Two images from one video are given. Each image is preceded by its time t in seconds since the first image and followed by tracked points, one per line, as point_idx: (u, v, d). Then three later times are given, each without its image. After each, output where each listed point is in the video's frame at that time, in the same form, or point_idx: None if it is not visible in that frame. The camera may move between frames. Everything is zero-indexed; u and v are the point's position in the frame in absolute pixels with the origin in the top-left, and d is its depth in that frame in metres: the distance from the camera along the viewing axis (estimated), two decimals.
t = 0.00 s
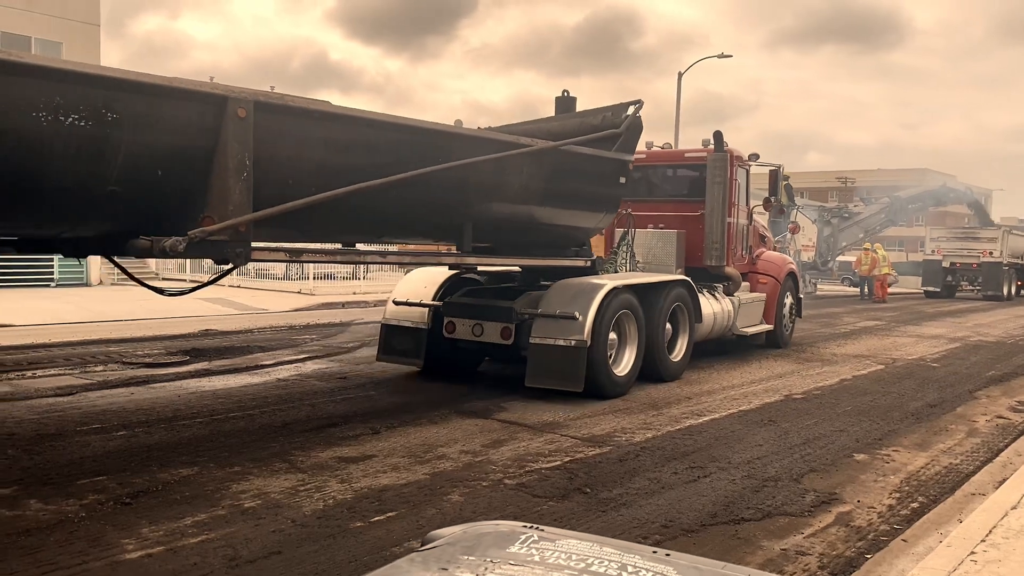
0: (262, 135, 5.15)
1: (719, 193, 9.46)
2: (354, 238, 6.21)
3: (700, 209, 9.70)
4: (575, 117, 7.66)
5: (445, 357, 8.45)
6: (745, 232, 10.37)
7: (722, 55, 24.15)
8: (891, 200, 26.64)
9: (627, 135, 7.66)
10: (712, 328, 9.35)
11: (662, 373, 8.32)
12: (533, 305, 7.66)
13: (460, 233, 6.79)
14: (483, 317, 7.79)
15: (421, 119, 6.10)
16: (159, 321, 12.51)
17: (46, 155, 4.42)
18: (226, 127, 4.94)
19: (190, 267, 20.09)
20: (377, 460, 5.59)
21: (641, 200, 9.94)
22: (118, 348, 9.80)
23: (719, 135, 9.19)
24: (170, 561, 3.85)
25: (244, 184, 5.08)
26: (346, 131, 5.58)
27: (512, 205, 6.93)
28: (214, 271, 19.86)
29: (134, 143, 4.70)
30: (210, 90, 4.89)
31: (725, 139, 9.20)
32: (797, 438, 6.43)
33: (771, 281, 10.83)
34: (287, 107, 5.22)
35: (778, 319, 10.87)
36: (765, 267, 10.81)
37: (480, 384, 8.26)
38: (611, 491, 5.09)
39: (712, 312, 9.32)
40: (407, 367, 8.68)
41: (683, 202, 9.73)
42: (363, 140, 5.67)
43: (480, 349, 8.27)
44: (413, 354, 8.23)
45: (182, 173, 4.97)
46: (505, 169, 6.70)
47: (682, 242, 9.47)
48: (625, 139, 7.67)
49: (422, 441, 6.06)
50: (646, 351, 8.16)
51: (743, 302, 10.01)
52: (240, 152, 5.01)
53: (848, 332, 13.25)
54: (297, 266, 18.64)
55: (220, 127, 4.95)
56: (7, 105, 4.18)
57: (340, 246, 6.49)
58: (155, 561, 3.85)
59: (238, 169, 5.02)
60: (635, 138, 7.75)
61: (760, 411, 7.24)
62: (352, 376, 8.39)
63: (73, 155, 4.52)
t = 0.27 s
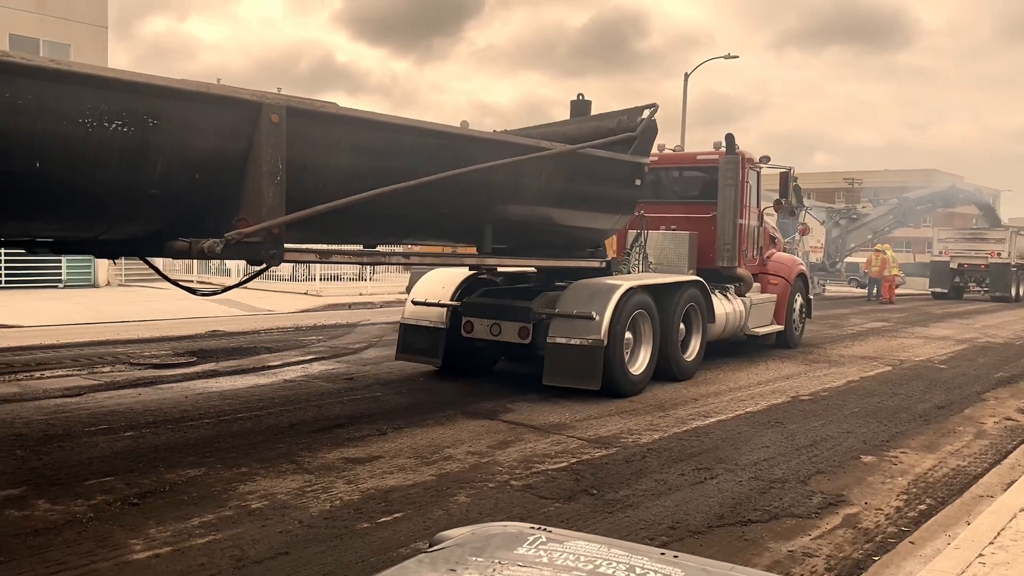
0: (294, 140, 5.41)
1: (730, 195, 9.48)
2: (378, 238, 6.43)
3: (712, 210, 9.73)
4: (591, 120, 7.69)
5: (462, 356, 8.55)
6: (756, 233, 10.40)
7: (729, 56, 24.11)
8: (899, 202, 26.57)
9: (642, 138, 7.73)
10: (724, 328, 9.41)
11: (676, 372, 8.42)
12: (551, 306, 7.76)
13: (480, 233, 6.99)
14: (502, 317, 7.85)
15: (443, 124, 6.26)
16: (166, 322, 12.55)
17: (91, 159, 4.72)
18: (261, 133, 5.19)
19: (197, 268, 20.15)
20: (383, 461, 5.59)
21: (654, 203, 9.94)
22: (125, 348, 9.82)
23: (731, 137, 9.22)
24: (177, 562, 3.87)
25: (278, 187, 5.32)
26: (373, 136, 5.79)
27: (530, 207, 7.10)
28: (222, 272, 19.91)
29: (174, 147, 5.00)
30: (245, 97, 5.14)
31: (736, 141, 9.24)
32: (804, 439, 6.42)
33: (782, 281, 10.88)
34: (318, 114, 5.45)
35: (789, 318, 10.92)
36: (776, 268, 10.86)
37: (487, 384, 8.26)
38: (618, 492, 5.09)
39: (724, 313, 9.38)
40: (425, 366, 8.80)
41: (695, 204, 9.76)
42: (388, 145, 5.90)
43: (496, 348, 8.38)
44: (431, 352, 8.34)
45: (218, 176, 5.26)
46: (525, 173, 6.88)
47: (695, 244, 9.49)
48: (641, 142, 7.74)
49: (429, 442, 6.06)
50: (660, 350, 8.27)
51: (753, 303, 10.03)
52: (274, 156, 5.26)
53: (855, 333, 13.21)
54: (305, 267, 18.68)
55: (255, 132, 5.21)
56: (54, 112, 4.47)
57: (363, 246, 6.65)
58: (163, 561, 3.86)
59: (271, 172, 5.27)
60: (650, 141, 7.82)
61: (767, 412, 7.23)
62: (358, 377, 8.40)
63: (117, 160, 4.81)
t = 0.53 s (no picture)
0: (325, 146, 5.48)
1: (741, 197, 9.53)
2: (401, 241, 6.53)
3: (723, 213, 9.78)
4: (605, 124, 7.70)
5: (480, 358, 8.69)
6: (768, 236, 10.44)
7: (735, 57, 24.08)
8: (906, 203, 26.50)
9: (655, 142, 7.77)
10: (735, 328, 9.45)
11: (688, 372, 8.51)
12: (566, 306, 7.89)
13: (499, 236, 7.02)
14: (518, 317, 7.99)
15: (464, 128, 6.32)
16: (172, 324, 12.57)
17: (130, 164, 4.80)
18: (293, 138, 5.27)
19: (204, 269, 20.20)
20: (388, 462, 5.60)
21: (664, 205, 9.95)
22: (132, 350, 9.84)
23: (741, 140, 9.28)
24: (184, 562, 3.88)
25: (309, 191, 5.41)
26: (398, 141, 5.86)
27: (549, 209, 7.14)
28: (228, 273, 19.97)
29: (209, 153, 5.06)
30: (278, 103, 5.22)
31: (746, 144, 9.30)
32: (810, 441, 6.40)
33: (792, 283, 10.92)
34: (346, 118, 5.53)
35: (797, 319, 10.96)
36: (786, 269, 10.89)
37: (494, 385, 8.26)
38: (624, 494, 5.08)
39: (736, 313, 9.41)
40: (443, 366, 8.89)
41: (706, 206, 9.78)
42: (414, 149, 5.97)
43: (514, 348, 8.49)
44: (449, 352, 8.44)
45: (251, 181, 5.33)
46: (544, 177, 6.93)
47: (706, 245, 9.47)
48: (654, 145, 7.78)
49: (434, 443, 6.06)
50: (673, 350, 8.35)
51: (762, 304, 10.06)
52: (305, 161, 5.33)
53: (861, 335, 13.18)
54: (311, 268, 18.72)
55: (286, 137, 5.28)
56: (96, 119, 4.55)
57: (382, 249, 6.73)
58: (170, 563, 3.87)
59: (303, 177, 5.35)
60: (663, 145, 7.85)
61: (773, 414, 7.21)
62: (364, 379, 8.40)
63: (154, 164, 4.89)
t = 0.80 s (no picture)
0: (353, 150, 5.55)
1: (752, 199, 9.55)
2: (419, 240, 6.53)
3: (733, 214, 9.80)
4: (619, 128, 7.74)
5: (499, 357, 8.84)
6: (778, 237, 10.46)
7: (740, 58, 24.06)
8: (913, 204, 26.44)
9: (670, 145, 7.78)
10: (747, 328, 9.47)
11: (699, 372, 8.60)
12: (581, 306, 8.01)
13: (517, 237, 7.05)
14: (534, 317, 8.15)
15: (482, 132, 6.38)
16: (177, 325, 12.60)
17: (166, 168, 4.86)
18: (323, 142, 5.33)
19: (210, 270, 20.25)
20: (394, 463, 5.60)
21: (675, 207, 9.94)
22: (137, 351, 9.86)
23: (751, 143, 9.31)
24: (191, 563, 3.89)
25: (338, 194, 5.46)
26: (422, 145, 5.93)
27: (566, 212, 7.18)
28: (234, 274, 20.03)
29: (243, 157, 5.12)
30: (308, 109, 5.29)
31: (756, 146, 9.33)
32: (816, 442, 6.40)
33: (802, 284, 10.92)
34: (373, 123, 5.61)
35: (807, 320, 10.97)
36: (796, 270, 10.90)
37: (499, 386, 8.27)
38: (630, 495, 5.08)
39: (747, 313, 9.43)
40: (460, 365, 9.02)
41: (717, 208, 9.78)
42: (438, 153, 6.04)
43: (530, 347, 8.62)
44: (466, 352, 8.57)
45: (283, 185, 5.38)
46: (562, 179, 6.98)
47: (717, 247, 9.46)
48: (668, 149, 7.79)
49: (440, 444, 6.06)
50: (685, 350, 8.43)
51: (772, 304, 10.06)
52: (335, 164, 5.40)
53: (867, 336, 13.15)
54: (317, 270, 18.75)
55: (316, 141, 5.35)
56: (133, 123, 4.61)
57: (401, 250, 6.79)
58: (176, 563, 3.88)
59: (332, 181, 5.41)
60: (677, 148, 7.85)
61: (779, 415, 7.20)
62: (370, 380, 8.41)
63: (189, 168, 4.94)
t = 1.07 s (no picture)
0: (379, 155, 5.60)
1: (762, 201, 9.52)
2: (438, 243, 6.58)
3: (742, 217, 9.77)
4: (631, 131, 7.72)
5: (514, 358, 8.86)
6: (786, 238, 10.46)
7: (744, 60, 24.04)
8: (918, 205, 26.40)
9: (682, 148, 7.78)
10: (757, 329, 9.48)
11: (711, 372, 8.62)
12: (595, 306, 8.06)
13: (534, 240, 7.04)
14: (548, 318, 8.19)
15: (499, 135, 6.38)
16: (182, 326, 12.63)
17: (202, 174, 4.91)
18: (352, 148, 5.39)
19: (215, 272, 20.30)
20: (398, 464, 5.61)
21: (685, 210, 9.96)
22: (143, 352, 9.88)
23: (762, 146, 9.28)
24: (196, 564, 3.90)
25: (365, 198, 5.50)
26: (445, 149, 5.96)
27: (582, 214, 7.21)
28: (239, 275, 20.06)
29: (275, 162, 5.17)
30: (337, 115, 5.34)
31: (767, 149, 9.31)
32: (821, 444, 6.39)
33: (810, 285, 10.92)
34: (399, 128, 5.65)
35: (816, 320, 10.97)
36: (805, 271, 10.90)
37: (504, 387, 8.28)
38: (634, 497, 5.08)
39: (758, 314, 9.43)
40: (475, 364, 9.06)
41: (727, 211, 9.79)
42: (460, 157, 6.08)
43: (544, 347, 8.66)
44: (481, 352, 8.60)
45: (312, 190, 5.44)
46: (579, 183, 7.01)
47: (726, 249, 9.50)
48: (681, 151, 7.79)
49: (445, 446, 6.07)
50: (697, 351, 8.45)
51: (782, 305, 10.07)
52: (362, 169, 5.44)
53: (872, 337, 13.12)
54: (322, 271, 18.78)
55: (344, 146, 5.40)
56: (169, 131, 4.67)
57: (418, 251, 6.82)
58: (181, 565, 3.89)
59: (360, 184, 5.45)
60: (689, 151, 7.86)
61: (783, 417, 7.19)
62: (374, 381, 8.42)
63: (224, 173, 5.00)
